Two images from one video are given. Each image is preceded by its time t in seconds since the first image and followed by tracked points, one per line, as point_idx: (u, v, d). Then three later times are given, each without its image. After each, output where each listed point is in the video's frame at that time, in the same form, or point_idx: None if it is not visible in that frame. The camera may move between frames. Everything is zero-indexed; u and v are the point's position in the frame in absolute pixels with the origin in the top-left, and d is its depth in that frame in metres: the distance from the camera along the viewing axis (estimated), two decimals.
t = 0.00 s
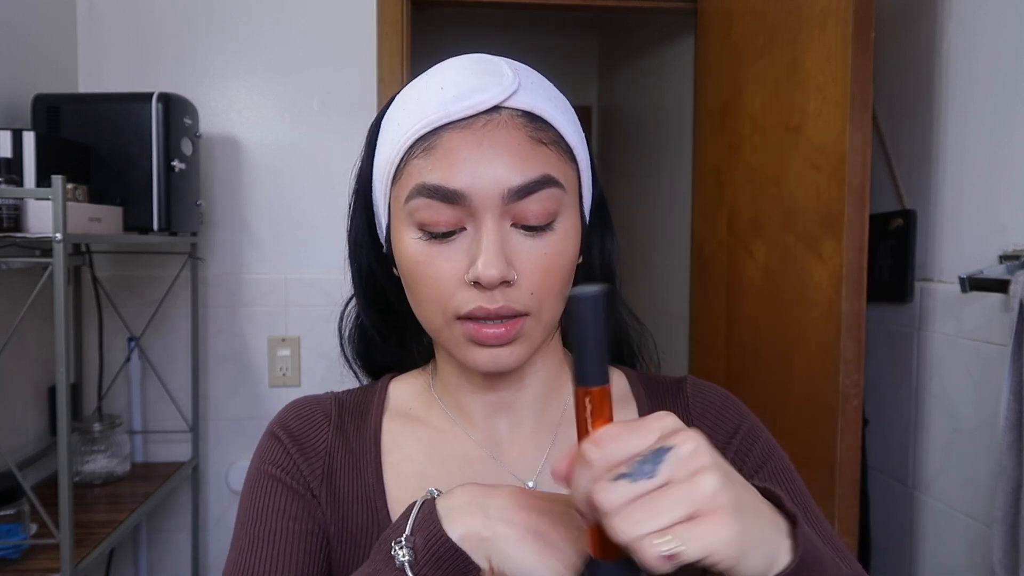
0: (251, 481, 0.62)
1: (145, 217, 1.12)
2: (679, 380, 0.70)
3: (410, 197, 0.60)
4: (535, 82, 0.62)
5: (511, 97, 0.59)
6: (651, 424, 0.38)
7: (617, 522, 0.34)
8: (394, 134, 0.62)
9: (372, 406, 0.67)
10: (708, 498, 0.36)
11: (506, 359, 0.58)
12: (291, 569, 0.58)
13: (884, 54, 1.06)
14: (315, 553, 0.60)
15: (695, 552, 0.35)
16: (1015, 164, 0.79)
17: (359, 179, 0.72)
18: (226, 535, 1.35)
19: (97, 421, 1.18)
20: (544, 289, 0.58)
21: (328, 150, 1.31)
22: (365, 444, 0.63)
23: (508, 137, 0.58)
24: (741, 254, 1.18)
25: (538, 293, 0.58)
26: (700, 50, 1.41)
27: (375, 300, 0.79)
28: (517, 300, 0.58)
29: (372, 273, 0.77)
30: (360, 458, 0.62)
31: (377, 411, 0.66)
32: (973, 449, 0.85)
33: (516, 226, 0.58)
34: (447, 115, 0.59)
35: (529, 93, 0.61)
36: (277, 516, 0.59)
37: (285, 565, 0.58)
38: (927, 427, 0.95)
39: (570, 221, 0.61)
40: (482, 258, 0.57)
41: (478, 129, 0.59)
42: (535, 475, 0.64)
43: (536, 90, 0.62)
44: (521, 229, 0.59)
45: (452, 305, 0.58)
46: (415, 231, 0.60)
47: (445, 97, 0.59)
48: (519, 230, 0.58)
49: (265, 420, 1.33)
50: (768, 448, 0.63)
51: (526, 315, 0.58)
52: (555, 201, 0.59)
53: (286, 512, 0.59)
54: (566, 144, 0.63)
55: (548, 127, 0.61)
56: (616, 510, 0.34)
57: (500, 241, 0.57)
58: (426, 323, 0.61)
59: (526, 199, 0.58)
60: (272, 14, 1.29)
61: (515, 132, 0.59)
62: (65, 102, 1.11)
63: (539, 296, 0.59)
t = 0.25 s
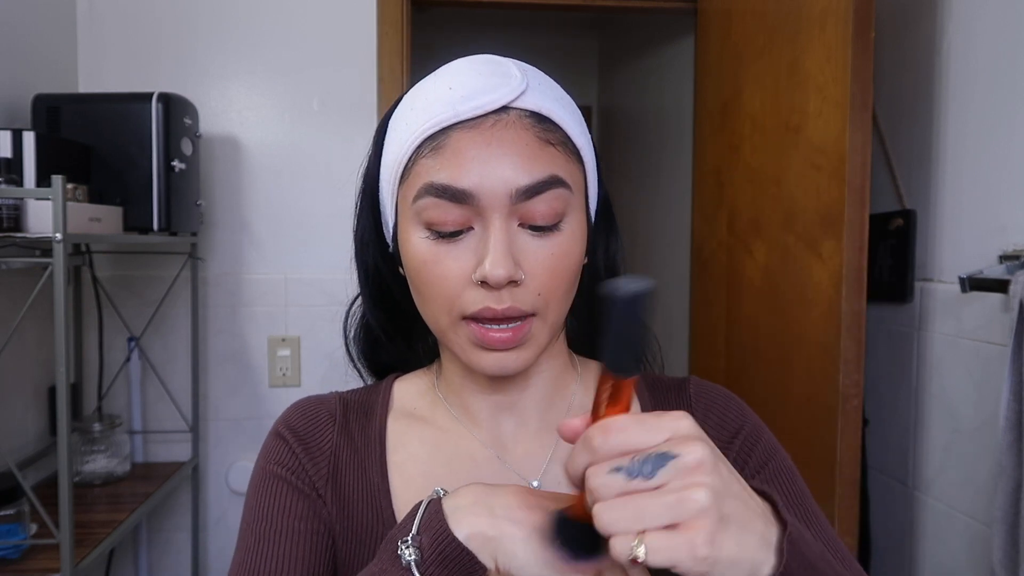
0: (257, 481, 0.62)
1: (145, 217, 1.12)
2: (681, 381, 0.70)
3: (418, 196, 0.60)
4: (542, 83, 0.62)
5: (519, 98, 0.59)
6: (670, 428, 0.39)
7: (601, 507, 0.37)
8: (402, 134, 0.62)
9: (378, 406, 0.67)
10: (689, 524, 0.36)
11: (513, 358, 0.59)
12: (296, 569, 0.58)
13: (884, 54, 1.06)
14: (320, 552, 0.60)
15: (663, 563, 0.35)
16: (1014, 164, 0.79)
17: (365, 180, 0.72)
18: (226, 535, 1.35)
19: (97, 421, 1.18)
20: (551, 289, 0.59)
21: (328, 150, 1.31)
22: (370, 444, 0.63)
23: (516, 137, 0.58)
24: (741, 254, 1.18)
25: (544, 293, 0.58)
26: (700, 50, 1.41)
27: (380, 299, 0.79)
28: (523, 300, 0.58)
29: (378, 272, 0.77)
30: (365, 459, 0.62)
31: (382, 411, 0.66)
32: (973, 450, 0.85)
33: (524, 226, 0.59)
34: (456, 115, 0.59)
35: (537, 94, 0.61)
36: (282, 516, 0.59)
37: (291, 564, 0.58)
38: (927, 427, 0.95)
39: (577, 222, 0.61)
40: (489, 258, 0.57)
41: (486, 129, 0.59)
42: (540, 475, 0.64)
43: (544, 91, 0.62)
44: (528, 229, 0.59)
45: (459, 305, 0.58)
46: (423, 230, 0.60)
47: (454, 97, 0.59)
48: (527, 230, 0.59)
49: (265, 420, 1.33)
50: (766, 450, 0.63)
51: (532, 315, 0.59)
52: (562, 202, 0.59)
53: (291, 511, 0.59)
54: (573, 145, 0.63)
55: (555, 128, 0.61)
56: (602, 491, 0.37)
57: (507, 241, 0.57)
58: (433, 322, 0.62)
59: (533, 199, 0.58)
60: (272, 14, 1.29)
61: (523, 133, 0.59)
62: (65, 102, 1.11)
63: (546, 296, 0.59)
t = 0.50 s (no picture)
0: (263, 480, 0.62)
1: (145, 217, 1.12)
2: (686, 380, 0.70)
3: (424, 197, 0.60)
4: (547, 84, 0.62)
5: (524, 99, 0.59)
6: (675, 434, 0.36)
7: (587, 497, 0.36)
8: (408, 135, 0.62)
9: (383, 406, 0.67)
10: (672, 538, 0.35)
11: (520, 358, 0.59)
12: (302, 568, 0.58)
13: (884, 54, 1.06)
14: (326, 551, 0.60)
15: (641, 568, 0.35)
16: (1014, 164, 0.80)
17: (371, 181, 0.72)
18: (226, 535, 1.35)
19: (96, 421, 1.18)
20: (557, 289, 0.59)
21: (328, 150, 1.31)
22: (376, 443, 0.63)
23: (522, 139, 0.58)
24: (741, 255, 1.18)
25: (550, 293, 0.59)
26: (700, 50, 1.41)
27: (385, 301, 0.78)
28: (530, 301, 0.58)
29: (384, 273, 0.77)
30: (371, 457, 0.62)
31: (388, 410, 0.66)
32: (973, 449, 0.85)
33: (530, 227, 0.59)
34: (462, 117, 0.59)
35: (542, 95, 0.61)
36: (289, 515, 0.59)
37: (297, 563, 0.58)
38: (927, 426, 0.95)
39: (582, 223, 0.61)
40: (496, 259, 0.57)
41: (491, 130, 0.59)
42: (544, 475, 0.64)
43: (549, 92, 0.62)
44: (534, 230, 0.59)
45: (466, 306, 0.58)
46: (429, 231, 0.60)
47: (458, 98, 0.59)
48: (533, 231, 0.59)
49: (265, 420, 1.33)
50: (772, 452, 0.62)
51: (538, 316, 0.59)
52: (568, 203, 0.60)
53: (297, 509, 0.59)
54: (578, 146, 0.63)
55: (560, 129, 0.61)
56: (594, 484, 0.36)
57: (513, 241, 0.58)
58: (439, 323, 0.61)
59: (539, 200, 0.58)
60: (272, 14, 1.29)
61: (529, 134, 0.59)
62: (65, 102, 1.11)
63: (552, 298, 0.59)
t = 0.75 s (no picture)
0: (266, 478, 0.62)
1: (144, 217, 1.12)
2: (690, 381, 0.69)
3: (429, 197, 0.60)
4: (550, 84, 0.63)
5: (529, 99, 0.59)
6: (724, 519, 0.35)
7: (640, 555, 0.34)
8: (412, 134, 0.62)
9: (386, 404, 0.67)
10: None
11: (527, 355, 0.59)
12: (304, 566, 0.58)
13: (884, 53, 1.06)
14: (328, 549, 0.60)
15: None
16: (1014, 164, 0.80)
17: (373, 181, 0.72)
18: (226, 535, 1.35)
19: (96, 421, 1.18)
20: (563, 288, 0.59)
21: (328, 149, 1.31)
22: (378, 442, 0.63)
23: (528, 138, 0.58)
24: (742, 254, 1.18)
25: (556, 292, 0.59)
26: (700, 49, 1.41)
27: (387, 300, 0.79)
28: (537, 299, 0.58)
29: (385, 274, 0.77)
30: (374, 456, 0.62)
31: (391, 409, 0.66)
32: (973, 449, 0.85)
33: (536, 226, 0.59)
34: (467, 116, 0.59)
35: (546, 95, 0.61)
36: (291, 512, 0.59)
37: (298, 561, 0.58)
38: (927, 426, 0.95)
39: (586, 221, 0.61)
40: (503, 258, 0.57)
41: (497, 130, 0.59)
42: (546, 475, 0.63)
43: (552, 92, 0.62)
44: (539, 229, 0.59)
45: (472, 304, 0.59)
46: (435, 231, 0.60)
47: (461, 98, 0.59)
48: (539, 230, 0.59)
49: (265, 420, 1.33)
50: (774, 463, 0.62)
51: (545, 314, 0.59)
52: (573, 201, 0.60)
53: (299, 508, 0.60)
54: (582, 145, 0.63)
55: (564, 128, 0.61)
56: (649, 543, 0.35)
57: (520, 240, 0.58)
58: (444, 323, 0.62)
59: (545, 199, 0.58)
60: (272, 14, 1.29)
61: (534, 133, 0.59)
62: (65, 102, 1.11)
63: (558, 295, 0.59)
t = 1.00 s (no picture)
0: (266, 477, 0.62)
1: (145, 217, 1.12)
2: (692, 384, 0.70)
3: (425, 200, 0.60)
4: (548, 84, 0.62)
5: (524, 100, 0.59)
6: (708, 477, 0.34)
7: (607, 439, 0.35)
8: (410, 137, 0.62)
9: (387, 404, 0.67)
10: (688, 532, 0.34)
11: (522, 356, 0.58)
12: (303, 564, 0.58)
13: (884, 53, 1.06)
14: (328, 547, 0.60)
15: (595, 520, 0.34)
16: (1015, 164, 0.80)
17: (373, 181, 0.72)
18: (226, 535, 1.35)
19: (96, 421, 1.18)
20: (559, 290, 0.59)
21: (328, 149, 1.31)
22: (379, 443, 0.63)
23: (523, 140, 0.58)
24: (742, 254, 1.18)
25: (552, 294, 0.58)
26: (700, 50, 1.41)
27: (389, 301, 0.78)
28: (532, 301, 0.58)
29: (387, 275, 0.77)
30: (374, 456, 0.62)
31: (392, 409, 0.66)
32: (973, 449, 0.85)
33: (531, 229, 0.59)
34: (463, 118, 0.59)
35: (543, 96, 0.61)
36: (291, 512, 0.59)
37: (297, 560, 0.58)
38: (927, 426, 0.95)
39: (584, 223, 0.61)
40: (498, 261, 0.57)
41: (492, 132, 0.58)
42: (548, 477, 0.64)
43: (549, 92, 0.62)
44: (535, 232, 0.59)
45: (467, 307, 0.58)
46: (431, 234, 0.60)
47: (461, 100, 0.59)
48: (534, 233, 0.59)
49: (265, 420, 1.33)
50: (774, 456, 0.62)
51: (540, 315, 0.58)
52: (568, 203, 0.60)
53: (298, 506, 0.60)
54: (580, 147, 0.63)
55: (561, 130, 0.61)
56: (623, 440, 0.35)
57: (515, 243, 0.57)
58: (441, 325, 0.61)
59: (541, 202, 0.58)
60: (272, 14, 1.29)
61: (529, 135, 0.59)
62: (65, 102, 1.11)
63: (553, 299, 0.59)
